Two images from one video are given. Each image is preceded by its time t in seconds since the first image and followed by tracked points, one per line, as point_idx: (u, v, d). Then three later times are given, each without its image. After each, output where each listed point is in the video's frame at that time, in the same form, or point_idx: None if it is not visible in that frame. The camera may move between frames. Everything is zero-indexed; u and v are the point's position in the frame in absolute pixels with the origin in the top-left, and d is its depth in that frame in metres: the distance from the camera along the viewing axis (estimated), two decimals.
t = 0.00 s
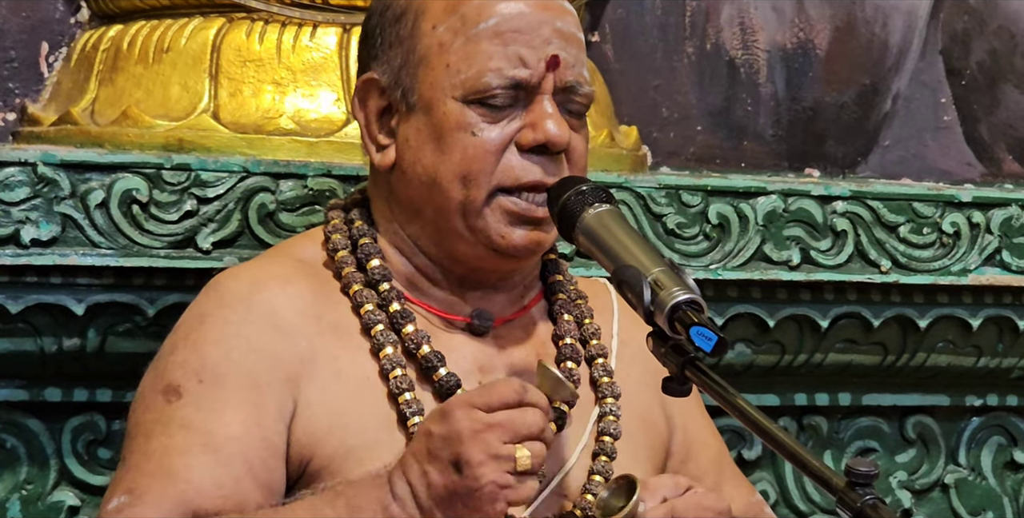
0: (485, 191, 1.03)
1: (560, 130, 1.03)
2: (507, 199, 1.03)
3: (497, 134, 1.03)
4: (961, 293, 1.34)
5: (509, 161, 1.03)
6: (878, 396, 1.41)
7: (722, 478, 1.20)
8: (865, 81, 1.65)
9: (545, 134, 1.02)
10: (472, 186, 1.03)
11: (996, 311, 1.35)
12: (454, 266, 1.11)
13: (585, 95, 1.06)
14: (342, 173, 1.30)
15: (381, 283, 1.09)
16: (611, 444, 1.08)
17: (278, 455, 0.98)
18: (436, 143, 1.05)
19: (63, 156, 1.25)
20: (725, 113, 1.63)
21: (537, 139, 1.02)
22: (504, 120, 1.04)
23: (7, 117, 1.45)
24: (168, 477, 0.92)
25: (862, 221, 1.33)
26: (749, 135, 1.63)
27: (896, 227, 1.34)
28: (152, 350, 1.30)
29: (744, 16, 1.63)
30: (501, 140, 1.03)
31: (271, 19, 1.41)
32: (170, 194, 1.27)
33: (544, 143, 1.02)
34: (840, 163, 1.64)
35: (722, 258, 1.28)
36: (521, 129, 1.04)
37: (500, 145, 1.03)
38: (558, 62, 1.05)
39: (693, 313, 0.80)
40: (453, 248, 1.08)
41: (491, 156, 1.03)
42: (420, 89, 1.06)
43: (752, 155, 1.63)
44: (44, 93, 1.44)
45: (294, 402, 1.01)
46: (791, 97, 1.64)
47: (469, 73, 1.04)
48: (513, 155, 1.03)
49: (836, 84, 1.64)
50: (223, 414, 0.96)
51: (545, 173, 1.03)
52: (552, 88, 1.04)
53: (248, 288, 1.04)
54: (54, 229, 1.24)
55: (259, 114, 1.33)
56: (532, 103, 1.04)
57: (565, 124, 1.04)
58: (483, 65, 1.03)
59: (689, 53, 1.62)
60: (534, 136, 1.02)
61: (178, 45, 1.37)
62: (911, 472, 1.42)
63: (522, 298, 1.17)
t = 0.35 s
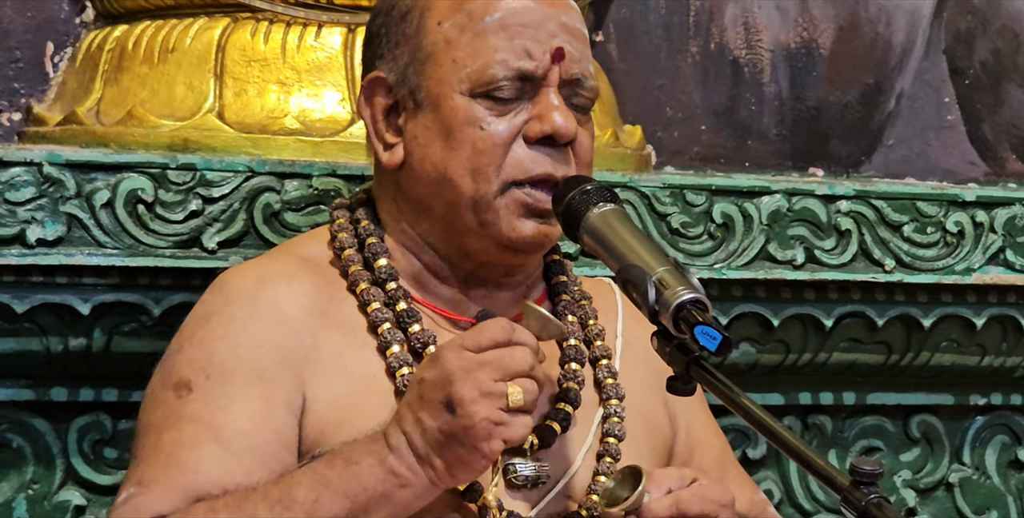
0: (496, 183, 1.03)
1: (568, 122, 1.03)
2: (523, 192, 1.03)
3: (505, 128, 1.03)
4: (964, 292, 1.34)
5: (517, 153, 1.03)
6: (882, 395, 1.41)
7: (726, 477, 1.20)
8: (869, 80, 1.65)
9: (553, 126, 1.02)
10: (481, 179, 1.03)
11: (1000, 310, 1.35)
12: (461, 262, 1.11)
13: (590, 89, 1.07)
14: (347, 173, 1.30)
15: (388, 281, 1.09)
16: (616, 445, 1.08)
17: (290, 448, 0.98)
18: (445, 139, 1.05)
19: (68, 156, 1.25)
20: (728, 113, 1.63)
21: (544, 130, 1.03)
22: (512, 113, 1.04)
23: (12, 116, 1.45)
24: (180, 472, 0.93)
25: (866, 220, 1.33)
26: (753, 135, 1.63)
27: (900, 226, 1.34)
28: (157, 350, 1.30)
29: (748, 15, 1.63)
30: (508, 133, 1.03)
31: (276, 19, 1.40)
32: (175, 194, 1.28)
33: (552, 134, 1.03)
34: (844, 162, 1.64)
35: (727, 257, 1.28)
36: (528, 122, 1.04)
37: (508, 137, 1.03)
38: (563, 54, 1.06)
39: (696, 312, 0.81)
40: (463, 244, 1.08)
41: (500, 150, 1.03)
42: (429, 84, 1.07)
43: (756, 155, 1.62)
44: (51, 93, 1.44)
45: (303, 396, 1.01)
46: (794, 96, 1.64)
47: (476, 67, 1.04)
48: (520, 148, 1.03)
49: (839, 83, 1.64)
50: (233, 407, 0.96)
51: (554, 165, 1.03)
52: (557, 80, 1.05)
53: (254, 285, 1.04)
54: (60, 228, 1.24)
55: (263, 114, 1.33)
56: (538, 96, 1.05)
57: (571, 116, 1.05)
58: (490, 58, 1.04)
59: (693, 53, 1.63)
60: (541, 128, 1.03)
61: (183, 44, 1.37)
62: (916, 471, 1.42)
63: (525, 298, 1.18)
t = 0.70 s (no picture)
0: (491, 183, 1.14)
1: (555, 126, 1.14)
2: (513, 187, 1.14)
3: (500, 132, 1.14)
4: (936, 290, 1.45)
5: (509, 155, 1.14)
6: (860, 384, 1.51)
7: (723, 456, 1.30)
8: (846, 93, 1.76)
9: (542, 130, 1.13)
10: (476, 181, 1.14)
11: (968, 306, 1.46)
12: (468, 259, 1.22)
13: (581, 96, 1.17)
14: (364, 180, 1.40)
15: (405, 275, 1.20)
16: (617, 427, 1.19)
17: (301, 436, 1.09)
18: (443, 142, 1.16)
19: (105, 164, 1.36)
20: (717, 124, 1.73)
21: (533, 134, 1.13)
22: (504, 118, 1.15)
23: (54, 127, 1.54)
24: (196, 458, 1.03)
25: (844, 223, 1.44)
26: (740, 144, 1.74)
27: (875, 229, 1.45)
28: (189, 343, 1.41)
29: (734, 34, 1.74)
30: (502, 137, 1.14)
31: (298, 38, 1.51)
32: (204, 199, 1.38)
33: (541, 137, 1.13)
34: (823, 170, 1.76)
35: (715, 256, 1.39)
36: (520, 126, 1.15)
37: (502, 141, 1.14)
38: (553, 63, 1.17)
39: (688, 308, 0.91)
40: (467, 243, 1.19)
41: (493, 153, 1.14)
42: (431, 95, 1.18)
43: (743, 163, 1.74)
44: (89, 106, 1.54)
45: (318, 386, 1.11)
46: (778, 108, 1.74)
47: (471, 75, 1.15)
48: (513, 150, 1.14)
49: (819, 95, 1.75)
50: (252, 396, 1.07)
51: (544, 165, 1.14)
52: (547, 88, 1.16)
53: (278, 278, 1.15)
54: (98, 231, 1.35)
55: (285, 125, 1.44)
56: (530, 103, 1.16)
57: (560, 121, 1.15)
58: (484, 67, 1.15)
59: (683, 68, 1.74)
60: (531, 132, 1.13)
61: (212, 61, 1.48)
62: (890, 454, 1.52)
63: (529, 294, 1.28)
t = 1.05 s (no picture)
0: (494, 190, 1.34)
1: (549, 139, 1.34)
2: (514, 196, 1.35)
3: (501, 143, 1.34)
4: (885, 280, 1.66)
5: (508, 163, 1.34)
6: (819, 362, 1.72)
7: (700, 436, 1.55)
8: (807, 108, 1.97)
9: (537, 142, 1.33)
10: (482, 187, 1.34)
11: (913, 293, 1.67)
12: (476, 256, 1.43)
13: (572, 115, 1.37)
14: (388, 188, 1.61)
15: (425, 269, 1.41)
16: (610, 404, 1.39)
17: (338, 407, 1.30)
18: (453, 154, 1.36)
19: (161, 175, 1.57)
20: (694, 136, 1.95)
21: (530, 145, 1.33)
22: (504, 132, 1.35)
23: (116, 141, 1.72)
24: (250, 424, 1.25)
25: (806, 222, 1.65)
26: (714, 153, 1.95)
27: (833, 227, 1.65)
28: (235, 329, 1.62)
29: (709, 57, 1.94)
30: (503, 148, 1.34)
31: (329, 62, 1.71)
32: (248, 204, 1.59)
33: (536, 148, 1.33)
34: (787, 175, 1.97)
35: (693, 252, 1.59)
36: (519, 139, 1.35)
37: (502, 151, 1.34)
38: (548, 86, 1.36)
39: (669, 302, 1.11)
40: (472, 241, 1.40)
41: (495, 161, 1.34)
42: (444, 113, 1.38)
43: (717, 169, 1.95)
44: (148, 122, 1.73)
45: (353, 365, 1.33)
46: (747, 122, 1.95)
47: (477, 95, 1.35)
48: (511, 159, 1.35)
49: (784, 110, 1.96)
50: (296, 373, 1.28)
51: (539, 173, 1.34)
52: (543, 106, 1.36)
53: (317, 274, 1.37)
54: (155, 232, 1.56)
55: (318, 139, 1.65)
56: (528, 118, 1.36)
57: (553, 134, 1.35)
58: (488, 88, 1.35)
59: (666, 87, 1.94)
60: (528, 144, 1.33)
61: (254, 83, 1.69)
62: (846, 424, 1.73)
63: (535, 287, 1.49)
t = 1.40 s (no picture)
0: (502, 190, 1.44)
1: (557, 142, 1.43)
2: (520, 199, 1.45)
3: (511, 146, 1.44)
4: (868, 276, 1.75)
5: (519, 164, 1.44)
6: (805, 353, 1.81)
7: (693, 421, 1.64)
8: (793, 113, 2.07)
9: (546, 145, 1.43)
10: (492, 187, 1.44)
11: (895, 289, 1.77)
12: (484, 253, 1.52)
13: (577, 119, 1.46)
14: (398, 189, 1.70)
15: (431, 267, 1.50)
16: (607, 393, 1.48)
17: (351, 397, 1.39)
18: (463, 156, 1.45)
19: (183, 177, 1.66)
20: (687, 139, 2.04)
21: (539, 148, 1.43)
22: (515, 135, 1.44)
23: (140, 144, 1.81)
24: (265, 415, 1.34)
25: (793, 221, 1.73)
26: (706, 156, 2.04)
27: (818, 226, 1.74)
28: (252, 323, 1.72)
29: (701, 65, 2.04)
30: (513, 150, 1.44)
31: (341, 70, 1.79)
32: (264, 204, 1.68)
33: (545, 151, 1.43)
34: (774, 176, 2.07)
35: (686, 250, 1.68)
36: (528, 141, 1.44)
37: (512, 154, 1.44)
38: (554, 92, 1.46)
39: (663, 297, 1.19)
40: (482, 240, 1.49)
41: (506, 162, 1.44)
42: (454, 118, 1.47)
43: (709, 171, 2.05)
44: (169, 126, 1.82)
45: (363, 357, 1.42)
46: (737, 126, 2.05)
47: (487, 100, 1.44)
48: (521, 161, 1.44)
49: (771, 115, 2.06)
50: (309, 366, 1.37)
51: (547, 174, 1.44)
52: (550, 111, 1.45)
53: (330, 273, 1.46)
54: (176, 231, 1.65)
55: (331, 142, 1.74)
56: (536, 122, 1.45)
57: (561, 137, 1.45)
58: (499, 94, 1.44)
59: (660, 93, 2.04)
60: (537, 146, 1.43)
61: (271, 90, 1.78)
62: (831, 412, 1.82)
63: (537, 282, 1.58)
